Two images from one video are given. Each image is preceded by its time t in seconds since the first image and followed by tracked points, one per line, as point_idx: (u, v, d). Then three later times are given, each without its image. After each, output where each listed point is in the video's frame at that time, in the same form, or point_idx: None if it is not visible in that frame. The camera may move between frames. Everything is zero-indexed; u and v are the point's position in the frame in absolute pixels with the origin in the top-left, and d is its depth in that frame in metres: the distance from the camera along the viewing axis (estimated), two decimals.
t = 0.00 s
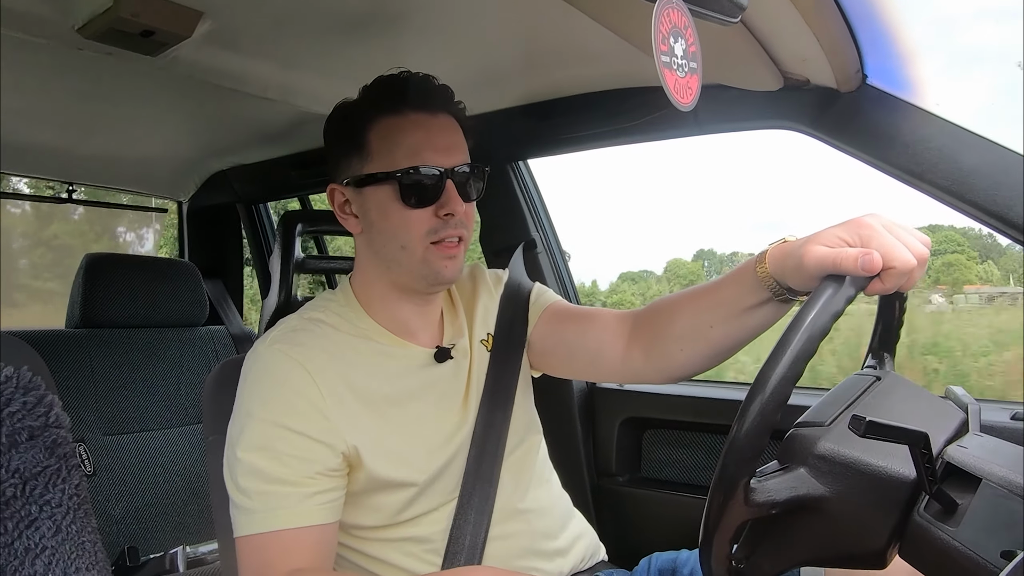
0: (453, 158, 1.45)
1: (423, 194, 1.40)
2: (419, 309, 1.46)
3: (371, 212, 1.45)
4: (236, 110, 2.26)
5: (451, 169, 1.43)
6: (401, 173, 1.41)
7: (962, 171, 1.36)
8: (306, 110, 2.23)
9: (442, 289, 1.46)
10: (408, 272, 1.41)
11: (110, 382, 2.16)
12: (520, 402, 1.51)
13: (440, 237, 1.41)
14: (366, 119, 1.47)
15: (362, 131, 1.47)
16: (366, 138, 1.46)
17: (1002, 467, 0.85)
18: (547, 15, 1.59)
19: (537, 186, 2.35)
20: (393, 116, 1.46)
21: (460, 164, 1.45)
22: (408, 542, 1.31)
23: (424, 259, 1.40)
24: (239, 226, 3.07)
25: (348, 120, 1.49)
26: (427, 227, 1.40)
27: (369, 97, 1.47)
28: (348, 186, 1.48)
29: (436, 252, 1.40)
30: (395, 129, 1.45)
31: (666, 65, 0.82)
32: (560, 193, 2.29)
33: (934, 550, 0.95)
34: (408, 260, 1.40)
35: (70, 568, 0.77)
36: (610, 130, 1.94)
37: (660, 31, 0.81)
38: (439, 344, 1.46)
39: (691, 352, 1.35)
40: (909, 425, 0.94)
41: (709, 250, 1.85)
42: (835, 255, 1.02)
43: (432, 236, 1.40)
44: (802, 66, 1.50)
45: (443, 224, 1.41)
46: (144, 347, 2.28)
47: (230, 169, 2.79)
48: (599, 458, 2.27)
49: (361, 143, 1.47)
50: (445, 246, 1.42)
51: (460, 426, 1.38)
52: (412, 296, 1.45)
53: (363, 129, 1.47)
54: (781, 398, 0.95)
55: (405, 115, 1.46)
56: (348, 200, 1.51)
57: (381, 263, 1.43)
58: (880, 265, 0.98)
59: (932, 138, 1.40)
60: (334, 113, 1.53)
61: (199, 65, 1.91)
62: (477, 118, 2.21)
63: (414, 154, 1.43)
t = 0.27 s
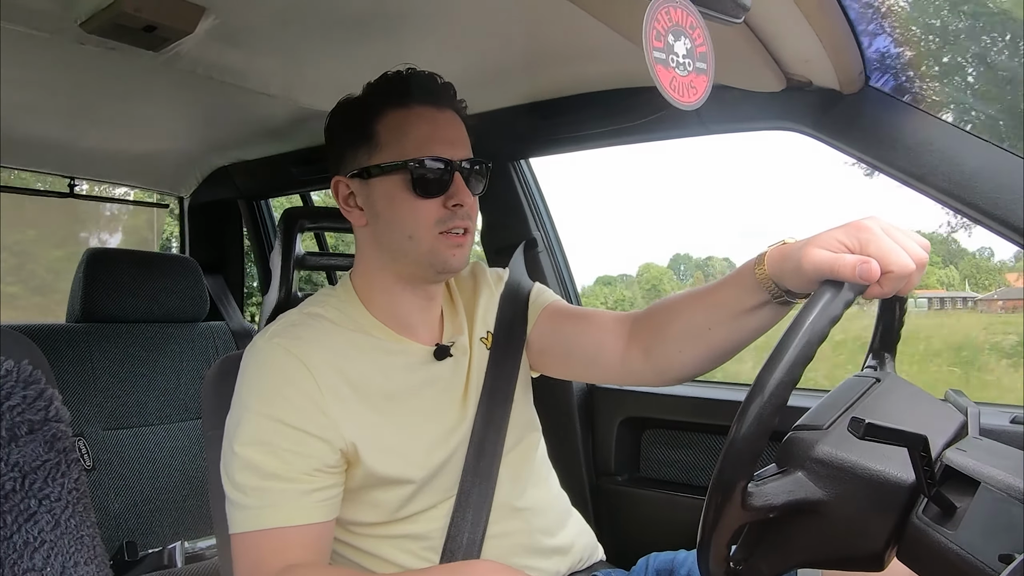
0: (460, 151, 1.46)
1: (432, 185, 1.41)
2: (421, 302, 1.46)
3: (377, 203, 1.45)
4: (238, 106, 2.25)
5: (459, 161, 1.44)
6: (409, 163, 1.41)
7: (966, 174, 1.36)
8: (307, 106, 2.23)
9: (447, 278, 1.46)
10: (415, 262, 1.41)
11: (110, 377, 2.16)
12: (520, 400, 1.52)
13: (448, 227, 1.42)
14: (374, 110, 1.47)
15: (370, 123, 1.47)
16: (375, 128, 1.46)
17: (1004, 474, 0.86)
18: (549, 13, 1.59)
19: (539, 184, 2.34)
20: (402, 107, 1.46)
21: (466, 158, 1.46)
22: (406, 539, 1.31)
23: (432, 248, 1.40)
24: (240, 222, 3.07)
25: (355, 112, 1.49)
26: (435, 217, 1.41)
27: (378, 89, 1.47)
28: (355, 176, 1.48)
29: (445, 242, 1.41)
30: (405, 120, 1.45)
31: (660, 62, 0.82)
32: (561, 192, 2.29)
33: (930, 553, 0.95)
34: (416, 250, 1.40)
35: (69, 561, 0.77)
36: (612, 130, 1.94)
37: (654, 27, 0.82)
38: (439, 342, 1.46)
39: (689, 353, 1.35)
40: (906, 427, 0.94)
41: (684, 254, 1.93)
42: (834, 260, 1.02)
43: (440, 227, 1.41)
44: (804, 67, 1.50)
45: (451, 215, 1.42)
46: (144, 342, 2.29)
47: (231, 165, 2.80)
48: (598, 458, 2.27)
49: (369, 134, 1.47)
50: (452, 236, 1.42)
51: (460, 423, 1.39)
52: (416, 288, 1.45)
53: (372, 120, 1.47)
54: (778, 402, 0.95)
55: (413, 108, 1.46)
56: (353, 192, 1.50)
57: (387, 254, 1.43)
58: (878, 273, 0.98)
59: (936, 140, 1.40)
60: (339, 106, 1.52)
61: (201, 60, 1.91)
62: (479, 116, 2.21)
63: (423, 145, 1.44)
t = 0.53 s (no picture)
0: (482, 159, 1.47)
1: (456, 187, 1.41)
2: (428, 304, 1.46)
3: (398, 201, 1.44)
4: (234, 109, 2.25)
5: (481, 169, 1.46)
6: (437, 165, 1.42)
7: (962, 168, 1.38)
8: (303, 110, 2.23)
9: (459, 281, 1.47)
10: (431, 262, 1.41)
11: (110, 383, 2.16)
12: (521, 401, 1.52)
13: (468, 231, 1.42)
14: (402, 110, 1.46)
15: (398, 121, 1.46)
16: (401, 127, 1.46)
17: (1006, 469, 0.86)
18: (544, 13, 1.59)
19: (535, 185, 2.34)
20: (431, 110, 1.46)
21: (488, 166, 1.48)
22: (408, 542, 1.31)
23: (451, 250, 1.40)
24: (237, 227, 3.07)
25: (382, 110, 1.48)
26: (456, 219, 1.41)
27: (406, 90, 1.47)
28: (378, 173, 1.47)
29: (464, 245, 1.41)
30: (432, 123, 1.45)
31: (646, 70, 0.86)
32: (559, 193, 2.29)
33: (932, 547, 0.95)
34: (434, 251, 1.40)
35: (70, 568, 0.77)
36: (608, 129, 1.95)
37: (638, 36, 0.85)
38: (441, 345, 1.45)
39: (688, 353, 1.35)
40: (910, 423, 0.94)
41: (659, 260, 1.95)
42: (831, 256, 1.02)
43: (460, 229, 1.41)
44: (799, 64, 1.51)
45: (470, 219, 1.43)
46: (143, 348, 2.29)
47: (228, 169, 2.79)
48: (599, 457, 2.27)
49: (396, 132, 1.46)
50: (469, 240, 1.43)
51: (461, 424, 1.39)
52: (428, 288, 1.45)
53: (400, 119, 1.46)
54: (777, 402, 0.95)
55: (441, 112, 1.47)
56: (372, 189, 1.49)
57: (403, 253, 1.43)
58: (875, 268, 0.98)
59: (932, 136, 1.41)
60: (365, 103, 1.51)
61: (197, 64, 1.90)
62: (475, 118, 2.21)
63: (449, 149, 1.44)
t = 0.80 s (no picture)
0: (478, 158, 1.47)
1: (451, 185, 1.41)
2: (421, 300, 1.46)
3: (393, 196, 1.44)
4: (230, 109, 2.25)
5: (477, 167, 1.45)
6: (433, 161, 1.42)
7: (957, 163, 1.39)
8: (299, 109, 2.22)
9: (453, 279, 1.47)
10: (425, 258, 1.41)
11: (108, 384, 2.16)
12: (517, 398, 1.52)
13: (463, 229, 1.42)
14: (399, 107, 1.46)
15: (394, 118, 1.46)
16: (399, 123, 1.46)
17: (1002, 463, 0.86)
18: (540, 11, 1.59)
19: (531, 184, 2.33)
20: (428, 108, 1.46)
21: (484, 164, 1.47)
22: (404, 541, 1.31)
23: (446, 247, 1.41)
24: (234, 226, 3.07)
25: (378, 106, 1.48)
26: (451, 216, 1.41)
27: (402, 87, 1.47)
28: (373, 168, 1.47)
29: (458, 243, 1.41)
30: (428, 119, 1.45)
31: (639, 60, 0.86)
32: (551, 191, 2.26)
33: (929, 541, 0.95)
34: (429, 247, 1.41)
35: (68, 569, 0.77)
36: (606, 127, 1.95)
37: (630, 27, 0.85)
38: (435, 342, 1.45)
39: (685, 351, 1.36)
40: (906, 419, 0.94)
41: (632, 265, 2.02)
42: (829, 251, 1.02)
43: (454, 227, 1.41)
44: (795, 61, 1.51)
45: (465, 217, 1.43)
46: (140, 348, 2.28)
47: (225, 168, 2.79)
48: (597, 454, 2.27)
49: (392, 128, 1.46)
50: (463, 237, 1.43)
51: (456, 421, 1.38)
52: (422, 285, 1.45)
53: (396, 115, 1.46)
54: (775, 396, 0.95)
55: (437, 110, 1.47)
56: (367, 184, 1.49)
57: (398, 249, 1.43)
58: (873, 262, 0.98)
59: (926, 131, 1.43)
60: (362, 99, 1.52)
61: (192, 64, 1.90)
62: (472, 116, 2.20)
63: (446, 147, 1.44)
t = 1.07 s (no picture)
0: (458, 155, 1.48)
1: (432, 188, 1.41)
2: (411, 305, 1.46)
3: (375, 204, 1.44)
4: (229, 110, 2.24)
5: (458, 165, 1.45)
6: (413, 165, 1.42)
7: (953, 172, 1.40)
8: (298, 110, 2.22)
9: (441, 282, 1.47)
10: (412, 264, 1.41)
11: (103, 384, 2.15)
12: (512, 402, 1.51)
13: (447, 230, 1.42)
14: (373, 111, 1.47)
15: (370, 123, 1.47)
16: (377, 129, 1.46)
17: (999, 472, 0.88)
18: (539, 15, 1.59)
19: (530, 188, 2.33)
20: (403, 109, 1.46)
21: (464, 161, 1.47)
22: (398, 544, 1.30)
23: (432, 250, 1.41)
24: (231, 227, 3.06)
25: (353, 112, 1.48)
26: (435, 218, 1.42)
27: (375, 90, 1.47)
28: (352, 176, 1.47)
29: (443, 246, 1.41)
30: (407, 122, 1.45)
31: (634, 73, 0.87)
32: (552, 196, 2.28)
33: (924, 550, 0.94)
34: (414, 253, 1.41)
35: (61, 570, 0.77)
36: (605, 131, 1.96)
37: (627, 40, 0.86)
38: (428, 346, 1.45)
39: (682, 357, 1.35)
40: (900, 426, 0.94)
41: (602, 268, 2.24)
42: (827, 257, 1.02)
43: (439, 229, 1.42)
44: (793, 68, 1.52)
45: (449, 218, 1.43)
46: (135, 349, 2.28)
47: (222, 169, 2.79)
48: (593, 459, 2.27)
49: (369, 134, 1.46)
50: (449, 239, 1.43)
51: (449, 423, 1.38)
52: (410, 290, 1.45)
53: (372, 120, 1.46)
54: (773, 401, 0.94)
55: (413, 110, 1.47)
56: (348, 192, 1.50)
57: (383, 256, 1.43)
58: (871, 266, 0.98)
59: (922, 139, 1.43)
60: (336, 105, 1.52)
61: (191, 64, 1.89)
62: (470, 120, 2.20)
63: (425, 147, 1.44)
